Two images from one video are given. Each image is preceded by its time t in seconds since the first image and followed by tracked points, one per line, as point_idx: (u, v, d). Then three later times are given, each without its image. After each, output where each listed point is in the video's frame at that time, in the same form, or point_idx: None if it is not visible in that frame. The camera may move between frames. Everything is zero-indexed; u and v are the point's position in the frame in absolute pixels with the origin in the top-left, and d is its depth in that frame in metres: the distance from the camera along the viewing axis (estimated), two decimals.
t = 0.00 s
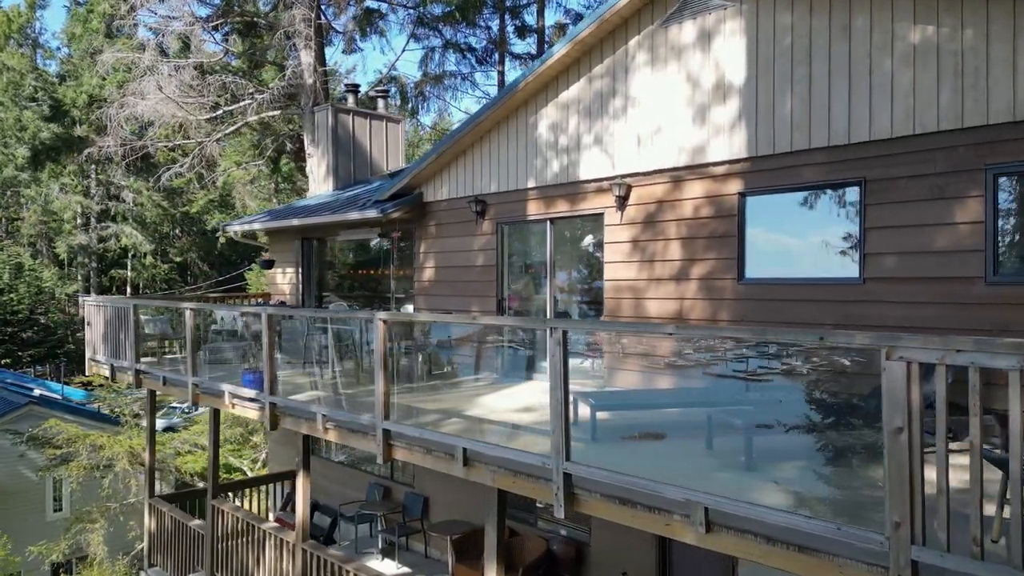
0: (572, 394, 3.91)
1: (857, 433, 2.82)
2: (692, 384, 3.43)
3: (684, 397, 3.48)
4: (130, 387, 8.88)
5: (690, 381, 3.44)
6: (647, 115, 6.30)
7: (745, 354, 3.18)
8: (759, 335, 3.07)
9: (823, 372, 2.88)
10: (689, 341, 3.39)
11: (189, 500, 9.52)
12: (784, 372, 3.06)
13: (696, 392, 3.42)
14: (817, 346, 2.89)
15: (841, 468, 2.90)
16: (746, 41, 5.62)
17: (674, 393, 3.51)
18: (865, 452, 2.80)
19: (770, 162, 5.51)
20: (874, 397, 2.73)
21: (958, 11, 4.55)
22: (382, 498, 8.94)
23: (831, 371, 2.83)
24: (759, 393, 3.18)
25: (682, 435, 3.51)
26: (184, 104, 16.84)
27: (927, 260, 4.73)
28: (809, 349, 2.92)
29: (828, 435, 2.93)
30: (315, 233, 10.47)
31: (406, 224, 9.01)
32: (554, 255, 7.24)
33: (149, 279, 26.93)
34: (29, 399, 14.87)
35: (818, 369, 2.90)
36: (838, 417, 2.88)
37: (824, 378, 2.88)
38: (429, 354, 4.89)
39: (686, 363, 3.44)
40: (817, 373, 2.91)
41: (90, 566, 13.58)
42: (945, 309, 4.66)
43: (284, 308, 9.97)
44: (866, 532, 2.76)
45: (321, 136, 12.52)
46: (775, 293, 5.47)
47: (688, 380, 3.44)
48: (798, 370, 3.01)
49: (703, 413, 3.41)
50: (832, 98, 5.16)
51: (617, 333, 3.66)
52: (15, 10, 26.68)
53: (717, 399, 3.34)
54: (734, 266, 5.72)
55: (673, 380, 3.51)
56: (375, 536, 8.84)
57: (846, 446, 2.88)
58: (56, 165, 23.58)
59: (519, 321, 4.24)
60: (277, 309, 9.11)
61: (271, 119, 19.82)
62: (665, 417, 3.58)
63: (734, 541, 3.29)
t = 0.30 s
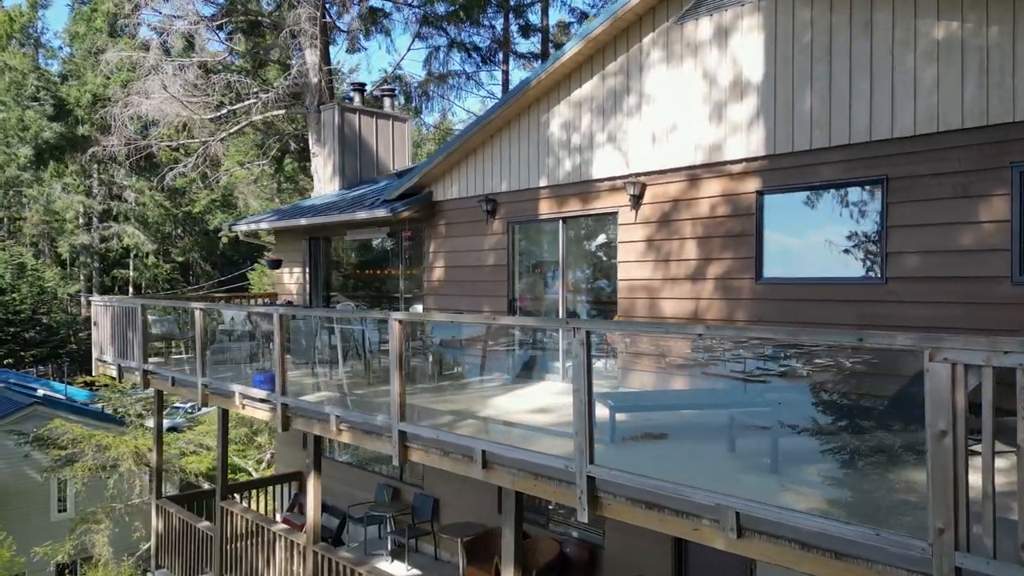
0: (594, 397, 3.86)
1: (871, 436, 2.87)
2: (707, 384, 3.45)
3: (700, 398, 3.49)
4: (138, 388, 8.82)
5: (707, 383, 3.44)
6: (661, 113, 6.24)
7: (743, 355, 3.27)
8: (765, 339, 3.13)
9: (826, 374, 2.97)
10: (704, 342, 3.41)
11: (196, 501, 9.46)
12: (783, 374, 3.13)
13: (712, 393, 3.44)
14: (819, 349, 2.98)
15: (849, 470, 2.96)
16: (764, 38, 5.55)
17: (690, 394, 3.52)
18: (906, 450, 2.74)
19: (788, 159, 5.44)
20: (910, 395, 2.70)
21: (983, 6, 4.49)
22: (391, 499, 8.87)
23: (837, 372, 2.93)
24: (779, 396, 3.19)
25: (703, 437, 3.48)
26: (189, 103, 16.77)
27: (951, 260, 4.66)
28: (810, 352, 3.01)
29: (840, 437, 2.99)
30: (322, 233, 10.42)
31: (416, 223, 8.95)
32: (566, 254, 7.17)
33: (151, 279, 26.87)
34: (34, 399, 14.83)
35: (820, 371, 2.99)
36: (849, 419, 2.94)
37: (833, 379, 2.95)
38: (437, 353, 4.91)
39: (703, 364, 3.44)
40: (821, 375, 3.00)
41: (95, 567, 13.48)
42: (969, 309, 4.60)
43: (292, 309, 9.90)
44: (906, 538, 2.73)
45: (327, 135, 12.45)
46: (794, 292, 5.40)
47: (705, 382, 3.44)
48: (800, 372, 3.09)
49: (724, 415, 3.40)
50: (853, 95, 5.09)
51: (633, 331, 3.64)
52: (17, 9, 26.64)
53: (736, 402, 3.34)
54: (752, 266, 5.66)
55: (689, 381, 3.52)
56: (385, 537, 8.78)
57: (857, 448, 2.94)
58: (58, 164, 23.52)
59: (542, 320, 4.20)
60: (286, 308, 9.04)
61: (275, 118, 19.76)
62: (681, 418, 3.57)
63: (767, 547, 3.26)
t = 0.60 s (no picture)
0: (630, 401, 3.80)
1: (899, 441, 2.87)
2: (733, 387, 3.48)
3: (727, 400, 3.52)
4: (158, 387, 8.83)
5: (733, 387, 3.49)
6: (687, 110, 6.16)
7: (753, 356, 3.37)
8: (795, 339, 3.13)
9: (839, 375, 3.04)
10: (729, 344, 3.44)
11: (216, 500, 9.46)
12: (791, 376, 3.22)
13: (740, 394, 3.47)
14: (841, 352, 3.01)
15: (871, 474, 2.97)
16: (793, 33, 5.46)
17: (719, 397, 3.56)
18: (960, 458, 2.67)
19: (819, 158, 5.34)
20: (948, 398, 2.67)
21: None
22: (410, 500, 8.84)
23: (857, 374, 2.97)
24: (814, 397, 3.16)
25: (738, 441, 3.48)
26: (206, 103, 16.79)
27: (990, 260, 4.55)
28: (830, 355, 3.05)
29: (859, 441, 3.00)
30: (340, 233, 10.40)
31: (435, 224, 8.91)
32: (588, 254, 7.09)
33: (166, 279, 26.98)
34: (52, 399, 14.91)
35: (833, 372, 3.05)
36: (870, 423, 2.96)
37: (851, 381, 3.00)
38: (455, 354, 4.90)
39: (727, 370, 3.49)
40: (837, 377, 3.05)
41: (113, 567, 13.51)
42: (1009, 311, 4.48)
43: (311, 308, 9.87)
44: (961, 547, 2.66)
45: (344, 135, 12.46)
46: (825, 292, 5.31)
47: (733, 384, 3.47)
48: (808, 374, 3.17)
49: (758, 417, 3.39)
50: (886, 91, 4.99)
51: (659, 333, 3.65)
52: (33, 12, 26.82)
53: (761, 404, 3.38)
54: (781, 266, 5.56)
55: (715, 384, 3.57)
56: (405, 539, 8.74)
57: (878, 452, 2.95)
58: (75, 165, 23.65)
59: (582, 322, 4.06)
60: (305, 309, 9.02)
61: (290, 119, 19.78)
62: (710, 420, 3.60)
63: (812, 555, 3.19)
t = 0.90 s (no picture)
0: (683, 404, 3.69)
1: (945, 447, 2.83)
2: (780, 391, 3.40)
3: (776, 403, 3.43)
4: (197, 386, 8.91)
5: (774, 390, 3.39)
6: (731, 106, 6.02)
7: (783, 356, 3.35)
8: (865, 342, 2.97)
9: (868, 377, 3.03)
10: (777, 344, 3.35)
11: (254, 498, 9.52)
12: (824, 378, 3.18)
13: (786, 398, 3.38)
14: (902, 354, 2.88)
15: (924, 483, 2.90)
16: (844, 25, 5.29)
17: (760, 400, 3.49)
18: None
19: (872, 153, 5.17)
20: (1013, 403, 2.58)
21: None
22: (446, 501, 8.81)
23: (892, 376, 2.95)
24: (871, 401, 3.04)
25: (781, 447, 3.40)
26: (241, 105, 16.94)
27: None
28: (896, 353, 2.91)
29: (900, 447, 2.95)
30: (375, 233, 10.40)
31: (469, 224, 8.86)
32: (627, 254, 7.00)
33: (201, 279, 27.35)
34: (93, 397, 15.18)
35: (862, 375, 3.04)
36: (915, 428, 2.91)
37: (890, 383, 2.96)
38: (489, 353, 4.87)
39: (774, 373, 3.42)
40: (865, 379, 3.04)
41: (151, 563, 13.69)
42: None
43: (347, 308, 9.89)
44: None
45: (377, 136, 12.49)
46: (874, 292, 5.15)
47: (773, 387, 3.42)
48: (839, 376, 3.14)
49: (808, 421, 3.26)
50: (943, 84, 4.81)
51: (699, 333, 3.55)
52: (71, 18, 27.40)
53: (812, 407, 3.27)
54: (832, 265, 5.40)
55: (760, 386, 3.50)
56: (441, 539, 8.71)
57: (934, 459, 2.87)
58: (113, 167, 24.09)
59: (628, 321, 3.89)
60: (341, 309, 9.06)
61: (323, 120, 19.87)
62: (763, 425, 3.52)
63: (880, 567, 3.09)
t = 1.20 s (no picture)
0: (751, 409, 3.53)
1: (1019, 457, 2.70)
2: (844, 396, 3.34)
3: (845, 409, 3.36)
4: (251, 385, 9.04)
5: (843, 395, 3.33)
6: (792, 99, 5.80)
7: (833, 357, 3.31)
8: (925, 346, 2.89)
9: (920, 379, 2.98)
10: (844, 346, 3.22)
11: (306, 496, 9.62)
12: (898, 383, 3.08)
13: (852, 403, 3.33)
14: (976, 358, 2.76)
15: (1011, 495, 2.73)
16: (915, 12, 5.05)
17: (823, 405, 3.41)
18: None
19: (946, 147, 4.91)
20: None
21: None
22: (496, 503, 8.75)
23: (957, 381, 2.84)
24: (932, 407, 2.98)
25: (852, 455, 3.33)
26: (290, 106, 17.19)
27: None
28: (976, 356, 2.75)
29: (971, 457, 2.86)
30: (423, 233, 10.40)
31: (517, 223, 8.79)
32: (682, 254, 6.82)
33: (250, 279, 27.87)
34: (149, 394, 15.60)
35: (914, 377, 3.00)
36: (984, 437, 2.81)
37: (950, 386, 2.88)
38: (541, 355, 4.80)
39: (839, 377, 3.31)
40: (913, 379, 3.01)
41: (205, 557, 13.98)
42: None
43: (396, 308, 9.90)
44: None
45: (425, 136, 12.53)
46: (947, 293, 4.89)
47: (838, 393, 3.35)
48: (888, 378, 3.13)
49: (886, 428, 3.22)
50: None
51: (759, 336, 3.42)
52: (127, 26, 28.24)
53: (875, 412, 3.25)
54: (903, 265, 5.14)
55: (824, 391, 3.39)
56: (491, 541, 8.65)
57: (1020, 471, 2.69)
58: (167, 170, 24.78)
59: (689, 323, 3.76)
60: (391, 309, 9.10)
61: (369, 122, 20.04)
62: (832, 431, 3.41)
63: None
